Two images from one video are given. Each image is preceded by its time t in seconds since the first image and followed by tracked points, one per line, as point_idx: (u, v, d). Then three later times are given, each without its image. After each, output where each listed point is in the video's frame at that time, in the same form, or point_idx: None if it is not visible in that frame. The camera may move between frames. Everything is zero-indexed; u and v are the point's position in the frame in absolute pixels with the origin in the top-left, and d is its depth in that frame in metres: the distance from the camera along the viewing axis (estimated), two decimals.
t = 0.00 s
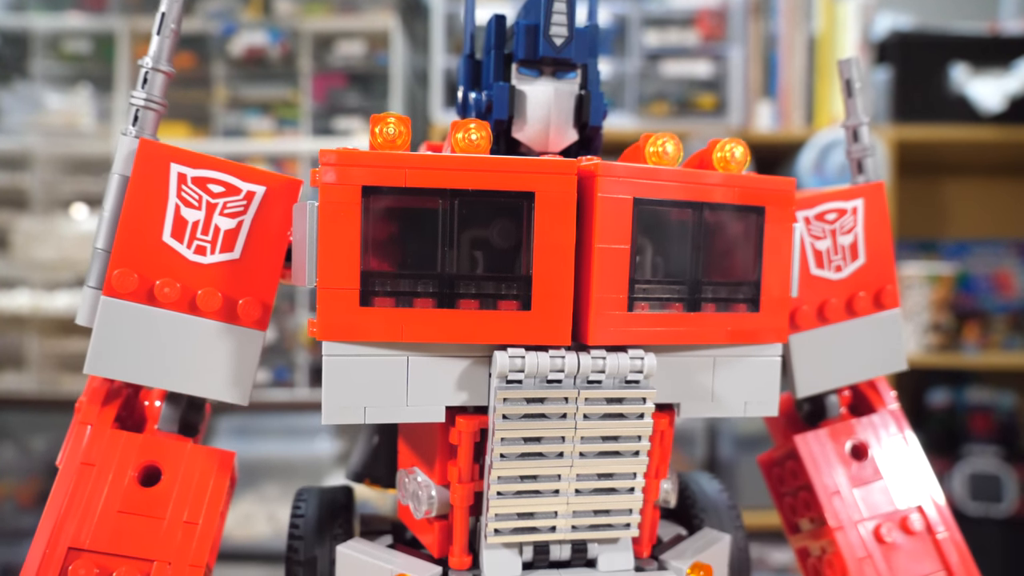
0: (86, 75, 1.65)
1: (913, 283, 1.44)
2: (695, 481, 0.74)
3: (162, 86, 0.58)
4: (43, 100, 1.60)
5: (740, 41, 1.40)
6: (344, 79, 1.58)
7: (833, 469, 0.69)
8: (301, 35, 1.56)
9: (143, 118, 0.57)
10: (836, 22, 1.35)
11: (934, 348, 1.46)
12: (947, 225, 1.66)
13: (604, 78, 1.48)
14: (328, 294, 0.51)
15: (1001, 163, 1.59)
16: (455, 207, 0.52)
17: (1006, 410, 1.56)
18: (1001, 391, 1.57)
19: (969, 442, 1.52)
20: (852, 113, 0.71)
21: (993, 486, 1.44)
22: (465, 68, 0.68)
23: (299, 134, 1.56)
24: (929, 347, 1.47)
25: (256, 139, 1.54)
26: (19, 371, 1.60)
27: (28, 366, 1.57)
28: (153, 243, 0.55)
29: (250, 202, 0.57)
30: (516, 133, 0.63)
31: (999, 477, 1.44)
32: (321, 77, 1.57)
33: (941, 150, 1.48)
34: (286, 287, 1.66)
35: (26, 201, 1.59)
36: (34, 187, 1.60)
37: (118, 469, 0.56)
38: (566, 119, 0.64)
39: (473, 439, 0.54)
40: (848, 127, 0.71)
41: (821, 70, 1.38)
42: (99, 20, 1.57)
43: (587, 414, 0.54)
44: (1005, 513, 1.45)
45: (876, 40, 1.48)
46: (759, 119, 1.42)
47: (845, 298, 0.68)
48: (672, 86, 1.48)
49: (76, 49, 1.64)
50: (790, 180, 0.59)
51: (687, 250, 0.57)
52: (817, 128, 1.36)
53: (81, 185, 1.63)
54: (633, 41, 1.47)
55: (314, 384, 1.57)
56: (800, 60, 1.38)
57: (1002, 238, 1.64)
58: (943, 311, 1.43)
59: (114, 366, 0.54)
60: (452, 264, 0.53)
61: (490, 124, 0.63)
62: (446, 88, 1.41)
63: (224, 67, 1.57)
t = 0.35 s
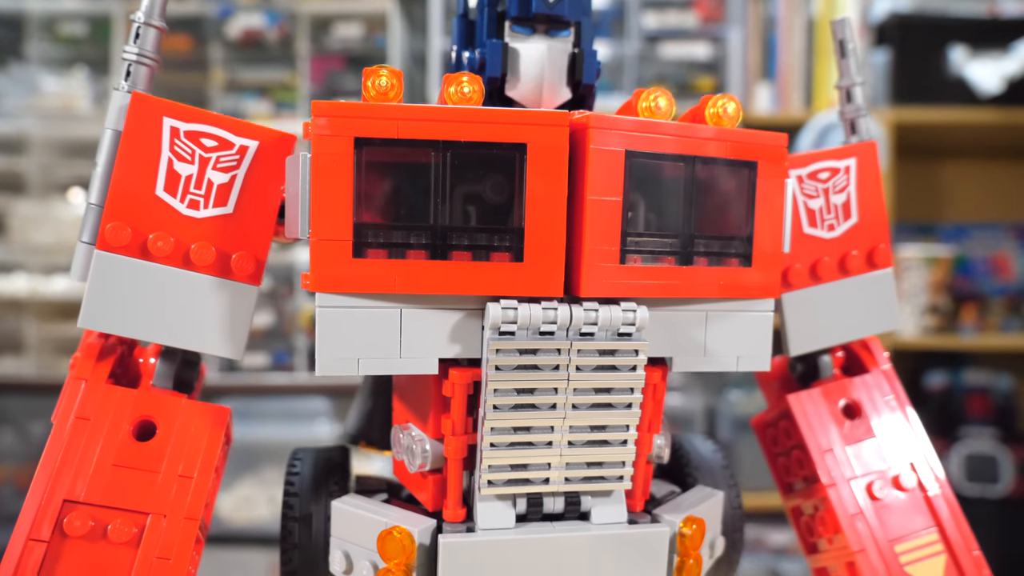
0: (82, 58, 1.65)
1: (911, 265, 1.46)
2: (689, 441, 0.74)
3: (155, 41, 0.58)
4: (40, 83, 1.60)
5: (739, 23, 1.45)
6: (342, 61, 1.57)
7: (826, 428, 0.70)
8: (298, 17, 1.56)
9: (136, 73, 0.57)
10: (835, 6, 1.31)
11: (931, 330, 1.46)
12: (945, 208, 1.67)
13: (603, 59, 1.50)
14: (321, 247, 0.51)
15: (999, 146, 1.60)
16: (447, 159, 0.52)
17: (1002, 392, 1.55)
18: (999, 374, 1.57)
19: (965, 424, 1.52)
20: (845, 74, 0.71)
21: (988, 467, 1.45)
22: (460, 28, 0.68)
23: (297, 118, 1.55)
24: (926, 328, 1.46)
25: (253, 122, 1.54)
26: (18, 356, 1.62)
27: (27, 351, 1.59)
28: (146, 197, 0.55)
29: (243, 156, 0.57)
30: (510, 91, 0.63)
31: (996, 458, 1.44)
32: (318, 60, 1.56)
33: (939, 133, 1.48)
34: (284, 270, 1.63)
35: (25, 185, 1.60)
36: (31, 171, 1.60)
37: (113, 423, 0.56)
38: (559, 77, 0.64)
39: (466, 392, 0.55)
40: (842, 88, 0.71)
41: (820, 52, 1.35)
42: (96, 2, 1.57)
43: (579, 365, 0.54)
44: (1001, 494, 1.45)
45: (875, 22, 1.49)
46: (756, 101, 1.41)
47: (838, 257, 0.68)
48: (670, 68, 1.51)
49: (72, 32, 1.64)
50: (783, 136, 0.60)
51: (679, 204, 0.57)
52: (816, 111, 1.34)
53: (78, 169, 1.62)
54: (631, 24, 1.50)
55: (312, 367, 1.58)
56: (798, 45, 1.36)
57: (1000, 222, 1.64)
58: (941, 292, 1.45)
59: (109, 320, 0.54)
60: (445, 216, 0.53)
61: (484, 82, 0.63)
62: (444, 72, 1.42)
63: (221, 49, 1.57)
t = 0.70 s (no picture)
0: (77, 44, 1.63)
1: (909, 251, 1.48)
2: (688, 413, 0.74)
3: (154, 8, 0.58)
4: (34, 69, 1.59)
5: (735, 9, 1.46)
6: (338, 47, 1.55)
7: (825, 398, 0.70)
8: (294, 3, 1.55)
9: (135, 40, 0.57)
10: None
11: (927, 316, 1.48)
12: (942, 195, 1.68)
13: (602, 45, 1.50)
14: (321, 212, 0.51)
15: (996, 132, 1.60)
16: (447, 124, 0.52)
17: (999, 377, 1.56)
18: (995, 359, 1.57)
19: (961, 409, 1.53)
20: (844, 44, 0.71)
21: (987, 453, 1.47)
22: None
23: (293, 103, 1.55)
24: (923, 314, 1.48)
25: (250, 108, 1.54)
26: (16, 344, 1.61)
27: (25, 339, 1.59)
28: (146, 164, 0.55)
29: (242, 123, 0.57)
30: (509, 60, 0.63)
31: (992, 443, 1.46)
32: (314, 45, 1.55)
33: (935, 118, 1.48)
34: (281, 257, 1.61)
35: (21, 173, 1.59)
36: (27, 158, 1.59)
37: (114, 390, 0.56)
38: (558, 47, 0.63)
39: (467, 358, 0.55)
40: (841, 58, 0.71)
41: (818, 36, 1.34)
42: None
43: (579, 331, 0.54)
44: (997, 479, 1.47)
45: (873, 7, 1.49)
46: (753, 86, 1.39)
47: (836, 227, 0.68)
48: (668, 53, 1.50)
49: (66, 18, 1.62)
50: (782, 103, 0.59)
51: (679, 171, 0.57)
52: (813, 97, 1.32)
53: (74, 157, 1.61)
54: (630, 10, 1.50)
55: (311, 354, 1.58)
56: (795, 29, 1.36)
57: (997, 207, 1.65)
58: (938, 278, 1.47)
59: (109, 286, 0.54)
60: (444, 181, 0.53)
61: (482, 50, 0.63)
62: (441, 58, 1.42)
63: (217, 35, 1.57)
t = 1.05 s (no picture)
0: (72, 36, 1.62)
1: (908, 242, 1.50)
2: (688, 388, 0.74)
3: None
4: (30, 61, 1.58)
5: None
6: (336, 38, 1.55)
7: (824, 371, 0.70)
8: None
9: (134, 10, 0.57)
10: None
11: (924, 307, 1.50)
12: (940, 187, 1.69)
13: (600, 37, 1.49)
14: (320, 177, 0.51)
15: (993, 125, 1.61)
16: (446, 90, 0.52)
17: (996, 369, 1.56)
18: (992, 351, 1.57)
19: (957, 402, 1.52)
20: (842, 18, 0.71)
21: (983, 443, 1.46)
22: None
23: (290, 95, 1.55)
24: (920, 305, 1.50)
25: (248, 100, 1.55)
26: (14, 337, 1.61)
27: (22, 331, 1.58)
28: (144, 131, 0.55)
29: (241, 91, 0.57)
30: (506, 32, 0.63)
31: (989, 434, 1.45)
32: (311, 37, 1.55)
33: (931, 109, 1.48)
34: (278, 250, 1.60)
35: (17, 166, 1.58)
36: (23, 151, 1.56)
37: (113, 359, 0.56)
38: (557, 18, 0.63)
39: (466, 326, 0.55)
40: (840, 32, 0.72)
41: (815, 28, 1.35)
42: None
43: (579, 298, 0.54)
44: (994, 470, 1.46)
45: None
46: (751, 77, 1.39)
47: (835, 200, 0.68)
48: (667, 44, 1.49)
49: (62, 10, 1.61)
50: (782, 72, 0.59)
51: (679, 138, 0.57)
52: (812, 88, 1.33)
53: (70, 150, 1.60)
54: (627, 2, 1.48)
55: (309, 347, 1.57)
56: (793, 20, 1.35)
57: (993, 199, 1.66)
58: (934, 269, 1.49)
59: (108, 254, 0.54)
60: (444, 147, 0.53)
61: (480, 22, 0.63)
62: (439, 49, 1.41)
63: (213, 27, 1.56)
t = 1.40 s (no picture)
0: (72, 26, 1.60)
1: (909, 233, 1.50)
2: (691, 363, 0.75)
3: None
4: (30, 51, 1.57)
5: None
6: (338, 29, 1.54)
7: (827, 346, 0.70)
8: None
9: None
10: None
11: (925, 297, 1.50)
12: (940, 178, 1.69)
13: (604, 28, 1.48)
14: (325, 145, 0.52)
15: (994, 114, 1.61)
16: (450, 60, 0.52)
17: (997, 359, 1.57)
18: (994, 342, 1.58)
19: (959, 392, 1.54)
20: None
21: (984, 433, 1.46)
22: None
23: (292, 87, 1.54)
24: (921, 296, 1.50)
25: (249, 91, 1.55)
26: (16, 329, 1.60)
27: (24, 323, 1.57)
28: (149, 102, 0.55)
29: (245, 62, 0.57)
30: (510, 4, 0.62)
31: (990, 424, 1.45)
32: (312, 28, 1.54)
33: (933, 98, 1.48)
34: (279, 241, 1.61)
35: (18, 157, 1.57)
36: (23, 142, 1.57)
37: (119, 329, 0.56)
38: None
39: (470, 296, 0.55)
40: (842, 6, 0.71)
41: (816, 19, 1.34)
42: None
43: (583, 267, 0.54)
44: (994, 460, 1.46)
45: None
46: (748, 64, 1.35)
47: (838, 174, 0.68)
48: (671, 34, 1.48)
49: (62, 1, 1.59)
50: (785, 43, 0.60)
51: (682, 108, 0.57)
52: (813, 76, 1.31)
53: (71, 141, 1.59)
54: None
55: (310, 338, 1.57)
56: (795, 9, 1.34)
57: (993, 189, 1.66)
58: (936, 259, 1.50)
59: (114, 224, 0.55)
60: (448, 116, 0.53)
61: None
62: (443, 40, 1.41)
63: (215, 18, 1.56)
